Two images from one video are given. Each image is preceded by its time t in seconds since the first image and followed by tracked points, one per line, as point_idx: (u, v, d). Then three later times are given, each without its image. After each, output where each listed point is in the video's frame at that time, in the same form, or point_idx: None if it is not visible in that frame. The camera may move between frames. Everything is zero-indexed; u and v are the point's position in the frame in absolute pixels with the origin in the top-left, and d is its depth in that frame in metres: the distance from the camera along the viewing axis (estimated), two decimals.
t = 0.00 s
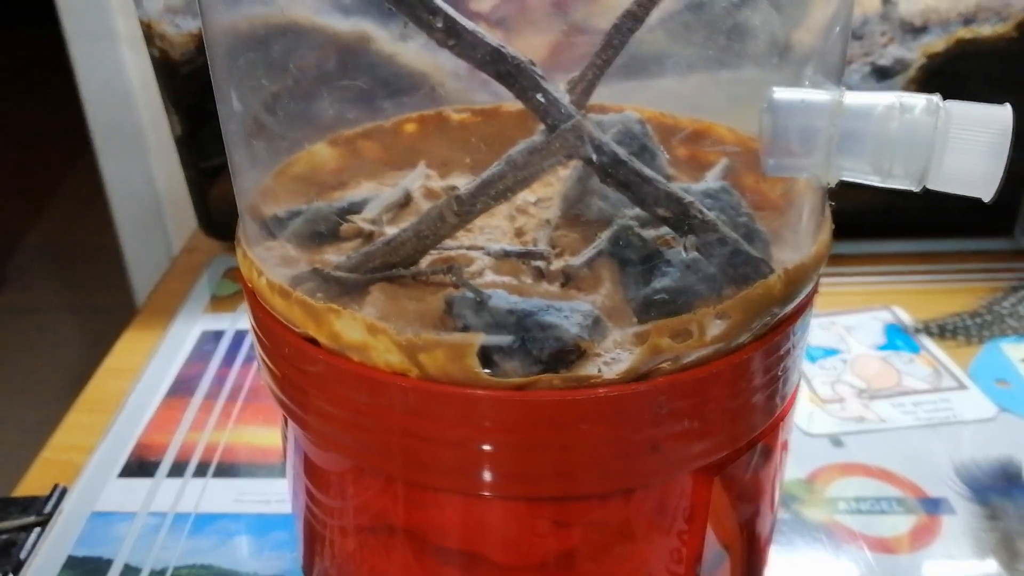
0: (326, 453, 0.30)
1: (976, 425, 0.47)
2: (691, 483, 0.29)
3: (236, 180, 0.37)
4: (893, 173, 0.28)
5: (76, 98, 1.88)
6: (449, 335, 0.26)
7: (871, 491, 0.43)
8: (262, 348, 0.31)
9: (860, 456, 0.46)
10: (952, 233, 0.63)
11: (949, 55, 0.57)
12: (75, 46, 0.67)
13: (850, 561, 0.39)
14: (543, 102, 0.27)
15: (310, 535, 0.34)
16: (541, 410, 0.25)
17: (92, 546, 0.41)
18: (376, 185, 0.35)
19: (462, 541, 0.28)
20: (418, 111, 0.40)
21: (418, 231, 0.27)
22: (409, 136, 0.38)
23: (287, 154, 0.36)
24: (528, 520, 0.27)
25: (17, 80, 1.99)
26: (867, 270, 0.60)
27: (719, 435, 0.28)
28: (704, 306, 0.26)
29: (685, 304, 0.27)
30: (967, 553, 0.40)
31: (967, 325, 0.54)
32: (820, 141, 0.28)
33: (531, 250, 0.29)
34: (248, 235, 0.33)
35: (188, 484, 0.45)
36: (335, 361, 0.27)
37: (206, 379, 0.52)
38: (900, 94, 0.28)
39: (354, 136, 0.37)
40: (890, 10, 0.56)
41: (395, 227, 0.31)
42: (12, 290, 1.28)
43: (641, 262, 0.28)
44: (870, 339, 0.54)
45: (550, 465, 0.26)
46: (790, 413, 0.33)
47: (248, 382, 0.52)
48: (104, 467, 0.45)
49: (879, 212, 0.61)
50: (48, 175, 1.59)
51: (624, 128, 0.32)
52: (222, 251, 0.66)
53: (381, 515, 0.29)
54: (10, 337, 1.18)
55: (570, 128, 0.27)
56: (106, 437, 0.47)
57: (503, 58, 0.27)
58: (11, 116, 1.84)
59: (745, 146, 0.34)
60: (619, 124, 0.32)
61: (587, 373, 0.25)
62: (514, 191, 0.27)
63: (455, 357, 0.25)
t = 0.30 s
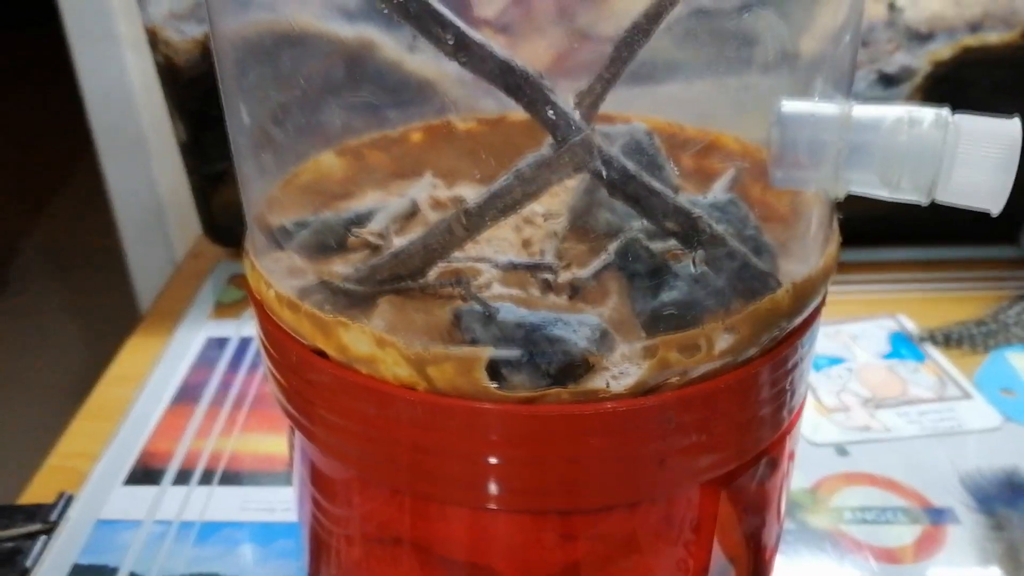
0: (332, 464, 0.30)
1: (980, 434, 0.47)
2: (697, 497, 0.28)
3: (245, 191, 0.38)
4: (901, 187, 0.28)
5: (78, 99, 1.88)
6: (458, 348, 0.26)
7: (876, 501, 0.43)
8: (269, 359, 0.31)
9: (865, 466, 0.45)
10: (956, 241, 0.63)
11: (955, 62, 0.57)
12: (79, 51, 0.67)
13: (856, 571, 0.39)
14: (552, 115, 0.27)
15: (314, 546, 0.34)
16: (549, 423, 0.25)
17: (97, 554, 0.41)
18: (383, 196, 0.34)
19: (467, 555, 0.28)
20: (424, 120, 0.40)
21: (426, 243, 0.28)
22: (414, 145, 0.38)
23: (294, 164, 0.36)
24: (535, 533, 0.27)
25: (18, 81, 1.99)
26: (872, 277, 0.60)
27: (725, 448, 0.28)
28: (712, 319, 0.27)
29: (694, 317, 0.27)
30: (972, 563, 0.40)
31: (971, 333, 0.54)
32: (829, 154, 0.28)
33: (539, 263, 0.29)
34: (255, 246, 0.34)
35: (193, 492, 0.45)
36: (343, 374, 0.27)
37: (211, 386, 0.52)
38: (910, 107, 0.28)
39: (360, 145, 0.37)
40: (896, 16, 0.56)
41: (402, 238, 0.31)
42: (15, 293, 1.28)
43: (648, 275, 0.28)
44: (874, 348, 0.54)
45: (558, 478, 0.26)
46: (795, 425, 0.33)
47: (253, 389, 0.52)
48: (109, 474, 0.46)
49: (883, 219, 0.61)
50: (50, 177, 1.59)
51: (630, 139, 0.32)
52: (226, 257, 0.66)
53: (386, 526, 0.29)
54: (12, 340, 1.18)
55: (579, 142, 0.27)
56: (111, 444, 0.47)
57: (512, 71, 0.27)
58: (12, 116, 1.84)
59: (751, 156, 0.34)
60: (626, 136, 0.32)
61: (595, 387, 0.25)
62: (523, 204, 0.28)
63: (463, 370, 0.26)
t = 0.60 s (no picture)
0: (329, 476, 0.30)
1: (974, 444, 0.47)
2: (694, 510, 0.29)
3: (244, 203, 0.37)
4: (898, 203, 0.28)
5: (75, 101, 1.88)
6: (456, 363, 0.26)
7: (871, 511, 0.43)
8: (268, 371, 0.31)
9: (861, 475, 0.46)
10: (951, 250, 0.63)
11: (950, 74, 0.57)
12: (78, 58, 0.67)
13: None
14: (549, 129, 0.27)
15: (311, 557, 0.34)
16: (547, 438, 0.25)
17: (93, 563, 0.41)
18: (381, 208, 0.35)
19: (464, 568, 0.28)
20: (422, 131, 0.40)
21: (425, 257, 0.28)
22: (412, 156, 0.38)
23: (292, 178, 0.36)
24: (532, 547, 0.27)
25: (16, 84, 1.98)
26: (868, 286, 0.61)
27: (723, 462, 0.28)
28: (710, 334, 0.27)
29: (692, 332, 0.27)
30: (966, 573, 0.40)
31: (966, 343, 0.55)
32: (826, 170, 0.29)
33: (536, 276, 0.29)
34: (253, 257, 0.34)
35: (189, 500, 0.44)
36: (341, 387, 0.27)
37: (208, 394, 0.52)
38: (907, 123, 0.28)
39: (359, 156, 0.37)
40: (891, 28, 0.56)
41: (401, 251, 0.31)
42: (11, 297, 1.28)
43: (646, 289, 0.28)
44: (870, 357, 0.54)
45: (555, 492, 0.26)
46: (792, 438, 0.33)
47: (250, 397, 0.52)
48: (106, 482, 0.45)
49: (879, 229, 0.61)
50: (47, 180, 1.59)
51: (627, 152, 0.32)
52: (224, 263, 0.66)
53: (383, 539, 0.29)
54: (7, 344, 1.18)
55: (577, 157, 0.27)
56: (107, 453, 0.47)
57: (511, 85, 0.27)
58: (9, 118, 1.84)
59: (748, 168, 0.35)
60: (624, 149, 0.33)
61: (593, 402, 0.26)
62: (521, 218, 0.28)
63: (461, 385, 0.26)
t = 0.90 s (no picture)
0: (328, 489, 0.30)
1: (971, 453, 0.47)
2: (693, 524, 0.29)
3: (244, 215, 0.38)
4: (896, 218, 0.28)
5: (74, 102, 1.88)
6: (457, 377, 0.26)
7: (868, 520, 0.44)
8: (268, 383, 0.31)
9: (858, 484, 0.46)
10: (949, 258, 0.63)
11: (947, 82, 0.57)
12: (76, 63, 0.67)
13: None
14: (550, 142, 0.28)
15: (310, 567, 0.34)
16: (546, 453, 0.25)
17: (92, 572, 0.41)
18: (380, 218, 0.35)
19: None
20: (422, 141, 0.40)
21: (425, 270, 0.28)
22: (410, 166, 0.38)
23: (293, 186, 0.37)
24: (530, 560, 0.27)
25: (15, 84, 1.98)
26: (866, 294, 0.61)
27: (721, 475, 0.28)
28: (709, 349, 0.27)
29: (691, 347, 0.27)
30: None
31: (963, 351, 0.55)
32: (824, 184, 0.29)
33: (536, 289, 0.29)
34: (256, 268, 0.34)
35: (188, 508, 0.45)
36: (341, 401, 0.27)
37: (207, 401, 0.52)
38: (904, 139, 0.28)
39: (359, 166, 0.38)
40: (889, 36, 0.56)
41: (400, 262, 0.31)
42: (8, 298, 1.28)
43: (645, 302, 0.28)
44: (867, 365, 0.54)
45: (554, 506, 0.26)
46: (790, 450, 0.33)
47: (248, 404, 0.52)
48: (105, 490, 0.45)
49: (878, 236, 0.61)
50: (45, 181, 1.59)
51: (626, 164, 0.32)
52: (222, 269, 0.66)
53: (381, 551, 0.29)
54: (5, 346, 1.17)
55: (578, 174, 0.27)
56: (106, 460, 0.47)
57: (511, 100, 0.27)
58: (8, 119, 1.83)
59: (747, 180, 0.35)
60: (623, 161, 0.33)
61: (591, 417, 0.26)
62: (522, 231, 0.28)
63: (461, 399, 0.26)
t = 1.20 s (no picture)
0: (332, 507, 0.31)
1: (968, 468, 0.48)
2: (692, 543, 0.29)
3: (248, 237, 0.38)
4: (893, 242, 0.29)
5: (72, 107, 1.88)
6: (459, 400, 0.26)
7: (866, 535, 0.44)
8: (273, 402, 0.31)
9: (856, 499, 0.46)
10: (947, 272, 0.64)
11: (945, 98, 0.58)
12: (79, 75, 0.67)
13: None
14: (551, 167, 0.28)
15: None
16: (548, 475, 0.25)
17: None
18: (383, 236, 0.35)
19: None
20: (425, 159, 0.41)
21: (428, 291, 0.28)
22: (413, 184, 0.39)
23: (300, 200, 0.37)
24: None
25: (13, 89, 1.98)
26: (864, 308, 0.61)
27: (720, 495, 0.28)
28: (709, 372, 0.27)
29: (691, 371, 0.27)
30: None
31: (960, 366, 0.55)
32: (823, 209, 0.30)
33: (537, 310, 0.29)
34: (261, 286, 0.34)
35: (191, 522, 0.45)
36: (345, 422, 0.27)
37: (209, 414, 0.52)
38: (901, 164, 0.29)
39: (361, 184, 0.38)
40: (887, 51, 0.57)
41: (403, 282, 0.31)
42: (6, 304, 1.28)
43: (646, 324, 0.29)
44: (865, 380, 0.54)
45: (555, 526, 0.26)
46: (789, 468, 0.33)
47: (250, 417, 0.52)
48: (108, 504, 0.46)
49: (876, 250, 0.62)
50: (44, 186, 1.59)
51: (626, 185, 0.33)
52: (224, 281, 0.67)
53: (383, 568, 0.30)
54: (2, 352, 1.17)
55: (578, 198, 0.27)
56: (109, 473, 0.48)
57: (513, 124, 0.28)
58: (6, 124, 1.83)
59: (746, 200, 0.35)
60: (624, 182, 0.33)
61: (593, 439, 0.26)
62: (523, 253, 0.28)
63: (464, 421, 0.26)
